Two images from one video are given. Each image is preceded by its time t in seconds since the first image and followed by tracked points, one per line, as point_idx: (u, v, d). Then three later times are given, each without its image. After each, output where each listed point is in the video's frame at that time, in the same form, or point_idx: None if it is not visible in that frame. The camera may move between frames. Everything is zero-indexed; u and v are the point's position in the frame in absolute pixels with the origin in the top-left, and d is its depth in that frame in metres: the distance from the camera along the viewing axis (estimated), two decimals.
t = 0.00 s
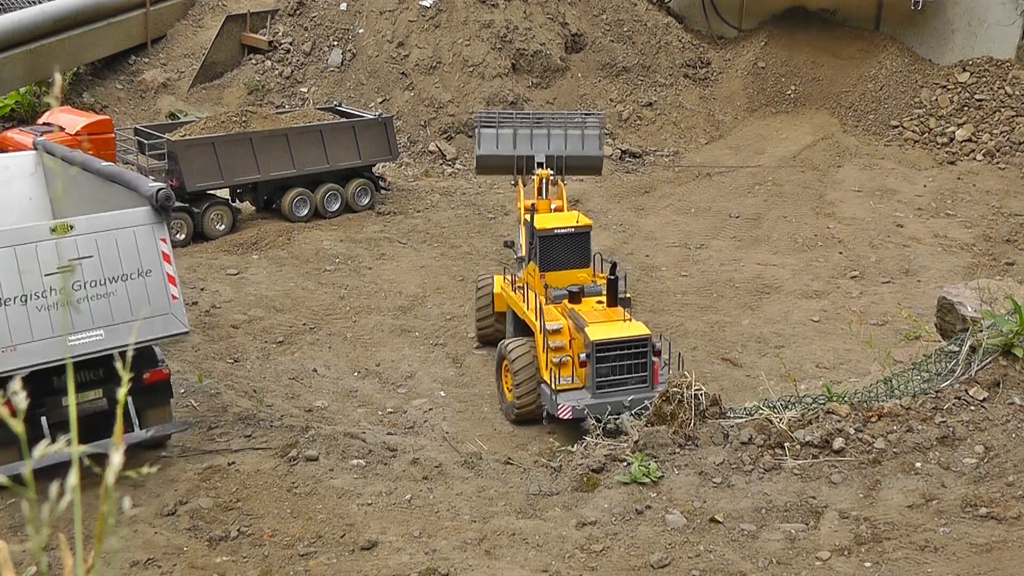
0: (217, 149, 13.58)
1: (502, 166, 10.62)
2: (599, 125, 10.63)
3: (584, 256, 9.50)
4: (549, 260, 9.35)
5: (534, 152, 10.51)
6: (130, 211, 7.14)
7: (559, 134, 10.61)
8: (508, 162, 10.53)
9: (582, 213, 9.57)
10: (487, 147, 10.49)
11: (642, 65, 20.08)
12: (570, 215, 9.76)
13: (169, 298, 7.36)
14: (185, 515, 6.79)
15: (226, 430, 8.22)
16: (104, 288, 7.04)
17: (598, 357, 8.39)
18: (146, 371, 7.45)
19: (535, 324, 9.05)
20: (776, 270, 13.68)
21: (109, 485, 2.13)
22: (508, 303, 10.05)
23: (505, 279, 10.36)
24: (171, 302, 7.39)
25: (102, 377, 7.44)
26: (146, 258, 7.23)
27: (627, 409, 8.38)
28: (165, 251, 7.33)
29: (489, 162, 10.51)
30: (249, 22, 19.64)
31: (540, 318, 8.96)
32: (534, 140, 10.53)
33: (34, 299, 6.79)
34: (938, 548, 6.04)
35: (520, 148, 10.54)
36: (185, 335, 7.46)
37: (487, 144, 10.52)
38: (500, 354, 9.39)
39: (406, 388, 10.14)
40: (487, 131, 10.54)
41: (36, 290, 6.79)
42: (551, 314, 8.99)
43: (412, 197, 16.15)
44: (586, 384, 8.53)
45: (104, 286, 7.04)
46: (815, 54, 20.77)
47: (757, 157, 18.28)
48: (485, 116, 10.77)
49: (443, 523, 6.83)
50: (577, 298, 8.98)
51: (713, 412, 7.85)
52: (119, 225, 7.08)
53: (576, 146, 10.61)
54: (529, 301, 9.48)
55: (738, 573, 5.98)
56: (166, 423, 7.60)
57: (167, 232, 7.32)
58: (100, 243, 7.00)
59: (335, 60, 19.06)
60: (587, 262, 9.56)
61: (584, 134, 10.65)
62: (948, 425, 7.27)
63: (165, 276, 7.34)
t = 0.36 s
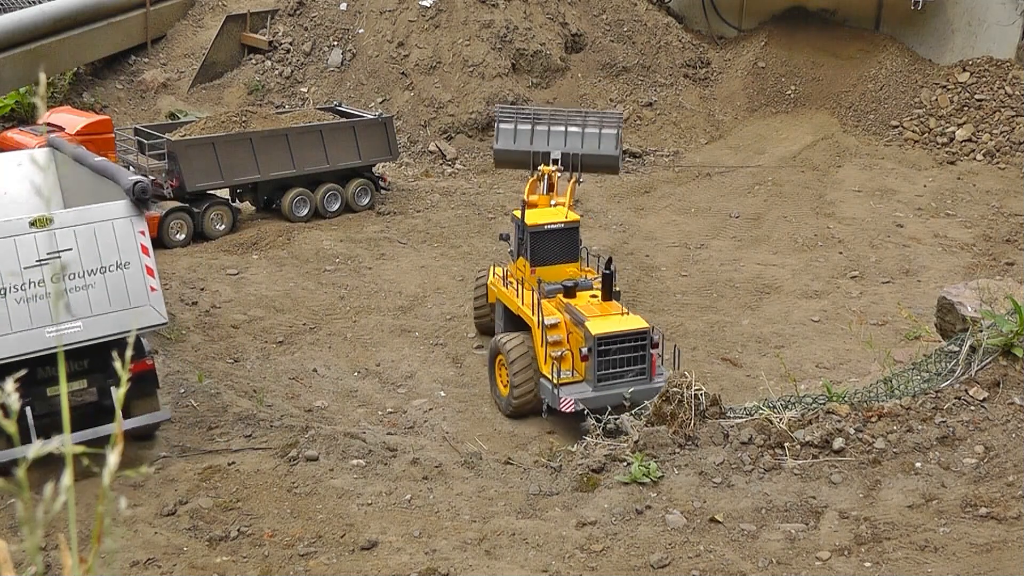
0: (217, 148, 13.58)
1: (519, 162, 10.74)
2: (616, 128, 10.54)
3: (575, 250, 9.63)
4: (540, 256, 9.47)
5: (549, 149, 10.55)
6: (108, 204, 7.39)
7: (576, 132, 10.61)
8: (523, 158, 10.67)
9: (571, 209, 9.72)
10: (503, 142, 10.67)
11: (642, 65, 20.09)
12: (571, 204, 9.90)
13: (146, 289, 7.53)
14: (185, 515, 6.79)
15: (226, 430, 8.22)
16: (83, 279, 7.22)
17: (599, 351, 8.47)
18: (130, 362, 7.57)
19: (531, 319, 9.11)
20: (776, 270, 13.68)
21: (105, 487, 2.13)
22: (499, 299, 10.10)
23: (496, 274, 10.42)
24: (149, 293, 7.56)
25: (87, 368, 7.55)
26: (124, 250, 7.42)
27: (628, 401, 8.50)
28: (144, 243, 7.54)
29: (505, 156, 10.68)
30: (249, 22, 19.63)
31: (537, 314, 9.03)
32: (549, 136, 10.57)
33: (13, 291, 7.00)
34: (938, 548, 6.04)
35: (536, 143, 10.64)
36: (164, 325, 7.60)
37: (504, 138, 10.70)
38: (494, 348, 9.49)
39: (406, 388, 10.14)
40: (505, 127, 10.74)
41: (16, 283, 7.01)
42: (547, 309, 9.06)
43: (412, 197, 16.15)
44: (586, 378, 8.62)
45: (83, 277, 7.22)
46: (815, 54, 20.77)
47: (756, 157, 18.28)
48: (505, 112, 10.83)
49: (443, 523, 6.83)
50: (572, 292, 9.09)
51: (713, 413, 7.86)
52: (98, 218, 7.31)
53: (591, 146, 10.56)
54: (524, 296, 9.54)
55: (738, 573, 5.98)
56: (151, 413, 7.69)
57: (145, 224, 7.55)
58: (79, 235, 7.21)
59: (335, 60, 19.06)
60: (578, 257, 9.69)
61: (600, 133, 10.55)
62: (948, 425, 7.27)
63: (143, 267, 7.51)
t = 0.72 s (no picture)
0: (217, 149, 13.57)
1: (536, 151, 11.14)
2: (630, 121, 10.86)
3: (566, 241, 9.81)
4: (531, 245, 9.68)
5: (564, 140, 10.95)
6: (99, 199, 7.43)
7: (591, 124, 10.92)
8: (541, 147, 11.06)
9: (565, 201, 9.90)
10: (522, 131, 11.03)
11: (642, 65, 20.11)
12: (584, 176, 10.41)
13: (134, 283, 7.51)
14: (186, 515, 6.79)
15: (226, 430, 8.22)
16: (70, 271, 7.24)
17: (574, 341, 8.75)
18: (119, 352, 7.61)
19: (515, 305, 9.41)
20: (776, 270, 13.68)
21: (102, 485, 2.14)
22: (489, 283, 10.39)
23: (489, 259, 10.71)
24: (137, 287, 7.53)
25: (76, 359, 7.54)
26: (112, 243, 7.44)
27: (600, 391, 8.75)
28: (133, 238, 7.54)
29: (523, 145, 11.07)
30: (249, 22, 19.62)
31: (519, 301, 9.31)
32: (566, 128, 10.96)
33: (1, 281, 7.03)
34: (938, 548, 6.04)
35: (553, 134, 11.04)
36: (151, 319, 7.52)
37: (523, 127, 11.04)
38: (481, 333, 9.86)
39: (406, 388, 10.14)
40: (524, 116, 11.06)
41: (5, 273, 7.05)
42: (530, 296, 9.34)
43: (412, 197, 16.15)
44: (562, 366, 8.91)
45: (71, 270, 7.25)
46: (815, 54, 20.77)
47: (756, 157, 18.28)
48: (524, 100, 11.12)
49: (443, 524, 6.83)
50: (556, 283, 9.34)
51: (713, 413, 7.86)
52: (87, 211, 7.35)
53: (605, 138, 10.91)
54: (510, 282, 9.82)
55: (738, 573, 5.98)
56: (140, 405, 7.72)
57: (135, 219, 7.55)
58: (68, 228, 7.26)
59: (335, 60, 19.06)
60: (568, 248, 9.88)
61: (615, 126, 10.89)
62: (949, 425, 7.27)
63: (131, 261, 7.50)
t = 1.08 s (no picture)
0: (217, 149, 13.55)
1: (561, 141, 11.73)
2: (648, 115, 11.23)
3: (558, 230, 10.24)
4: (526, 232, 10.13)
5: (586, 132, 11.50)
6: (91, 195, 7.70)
7: (612, 117, 11.42)
8: (565, 137, 11.65)
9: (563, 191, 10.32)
10: (547, 121, 11.65)
11: (642, 65, 20.12)
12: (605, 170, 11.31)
13: (122, 277, 7.58)
14: (186, 515, 6.79)
15: (226, 430, 8.22)
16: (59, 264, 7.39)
17: (547, 324, 9.20)
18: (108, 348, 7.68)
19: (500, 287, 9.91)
20: (776, 270, 13.68)
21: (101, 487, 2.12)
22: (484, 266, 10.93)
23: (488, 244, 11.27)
24: (124, 281, 7.60)
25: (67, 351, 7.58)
26: (101, 238, 7.60)
27: (569, 373, 9.15)
28: (121, 233, 7.70)
29: (548, 135, 11.69)
30: (249, 22, 19.62)
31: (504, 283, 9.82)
32: (589, 120, 11.53)
33: None
34: (938, 548, 6.04)
35: (576, 125, 11.58)
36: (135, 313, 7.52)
37: (548, 117, 11.68)
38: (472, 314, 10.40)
39: (406, 388, 10.14)
40: (549, 106, 11.66)
41: None
42: (515, 280, 9.85)
43: (412, 197, 16.15)
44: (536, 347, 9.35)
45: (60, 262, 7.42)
46: (815, 54, 20.77)
47: (756, 157, 18.27)
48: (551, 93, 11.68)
49: (443, 523, 6.83)
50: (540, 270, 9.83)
51: (713, 413, 7.86)
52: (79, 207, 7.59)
53: (625, 132, 11.38)
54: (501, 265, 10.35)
55: (738, 573, 5.98)
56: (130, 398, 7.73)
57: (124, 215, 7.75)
58: (60, 222, 7.48)
59: (335, 60, 19.06)
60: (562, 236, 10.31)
61: (635, 119, 11.33)
62: (948, 425, 7.27)
63: (119, 255, 7.63)
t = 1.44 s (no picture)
0: (217, 149, 13.53)
1: (590, 132, 12.99)
2: (673, 112, 12.45)
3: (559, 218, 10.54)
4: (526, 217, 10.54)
5: (614, 126, 12.75)
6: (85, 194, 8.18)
7: (640, 112, 12.63)
8: (594, 129, 12.92)
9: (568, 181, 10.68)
10: (578, 113, 12.95)
11: (642, 65, 20.17)
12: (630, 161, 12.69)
13: (112, 275, 7.93)
14: (186, 515, 6.79)
15: (226, 430, 8.22)
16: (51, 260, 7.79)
17: (524, 304, 9.63)
18: (99, 346, 7.80)
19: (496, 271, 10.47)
20: (776, 270, 13.68)
21: (105, 486, 2.12)
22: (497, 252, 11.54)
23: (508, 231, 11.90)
24: (114, 279, 7.93)
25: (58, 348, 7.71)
26: (94, 236, 8.03)
27: (543, 354, 9.49)
28: (112, 233, 8.13)
29: (579, 126, 12.99)
30: (249, 22, 19.61)
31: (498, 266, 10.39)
32: (617, 113, 12.75)
33: None
34: (938, 548, 6.04)
35: (605, 118, 12.82)
36: (125, 308, 7.78)
37: (580, 109, 12.96)
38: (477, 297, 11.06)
39: (406, 388, 10.14)
40: (581, 99, 12.94)
41: None
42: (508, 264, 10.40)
43: (412, 197, 16.15)
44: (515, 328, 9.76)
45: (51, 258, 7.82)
46: (815, 54, 20.77)
47: (757, 157, 18.27)
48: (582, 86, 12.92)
49: (443, 524, 6.83)
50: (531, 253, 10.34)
51: (713, 412, 7.86)
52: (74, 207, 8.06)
53: (650, 127, 12.61)
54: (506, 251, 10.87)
55: (738, 573, 5.98)
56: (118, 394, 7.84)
57: (116, 214, 8.19)
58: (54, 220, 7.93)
59: (335, 60, 19.07)
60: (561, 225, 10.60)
61: (661, 116, 12.56)
62: (948, 425, 7.27)
63: (110, 255, 8.03)
